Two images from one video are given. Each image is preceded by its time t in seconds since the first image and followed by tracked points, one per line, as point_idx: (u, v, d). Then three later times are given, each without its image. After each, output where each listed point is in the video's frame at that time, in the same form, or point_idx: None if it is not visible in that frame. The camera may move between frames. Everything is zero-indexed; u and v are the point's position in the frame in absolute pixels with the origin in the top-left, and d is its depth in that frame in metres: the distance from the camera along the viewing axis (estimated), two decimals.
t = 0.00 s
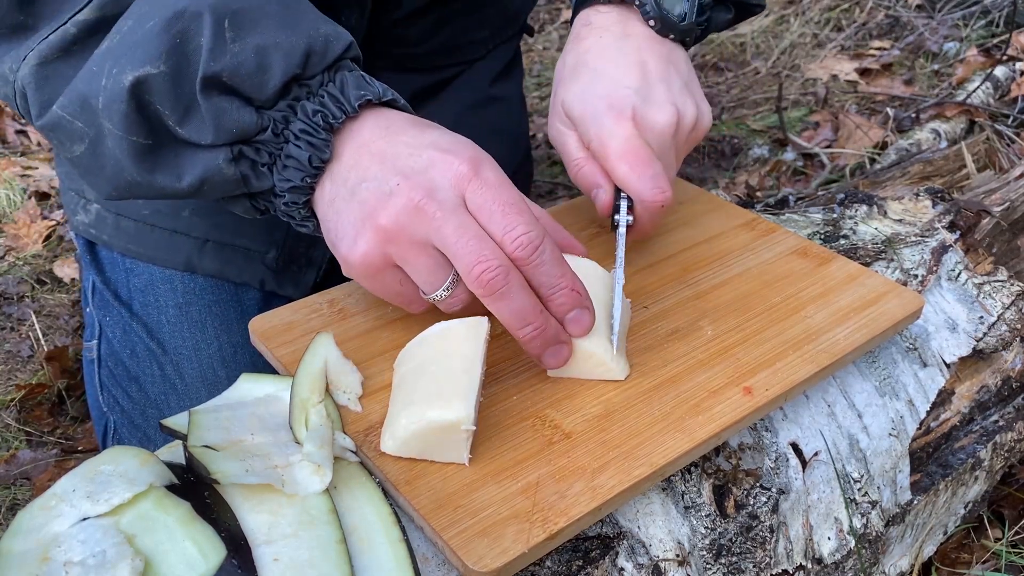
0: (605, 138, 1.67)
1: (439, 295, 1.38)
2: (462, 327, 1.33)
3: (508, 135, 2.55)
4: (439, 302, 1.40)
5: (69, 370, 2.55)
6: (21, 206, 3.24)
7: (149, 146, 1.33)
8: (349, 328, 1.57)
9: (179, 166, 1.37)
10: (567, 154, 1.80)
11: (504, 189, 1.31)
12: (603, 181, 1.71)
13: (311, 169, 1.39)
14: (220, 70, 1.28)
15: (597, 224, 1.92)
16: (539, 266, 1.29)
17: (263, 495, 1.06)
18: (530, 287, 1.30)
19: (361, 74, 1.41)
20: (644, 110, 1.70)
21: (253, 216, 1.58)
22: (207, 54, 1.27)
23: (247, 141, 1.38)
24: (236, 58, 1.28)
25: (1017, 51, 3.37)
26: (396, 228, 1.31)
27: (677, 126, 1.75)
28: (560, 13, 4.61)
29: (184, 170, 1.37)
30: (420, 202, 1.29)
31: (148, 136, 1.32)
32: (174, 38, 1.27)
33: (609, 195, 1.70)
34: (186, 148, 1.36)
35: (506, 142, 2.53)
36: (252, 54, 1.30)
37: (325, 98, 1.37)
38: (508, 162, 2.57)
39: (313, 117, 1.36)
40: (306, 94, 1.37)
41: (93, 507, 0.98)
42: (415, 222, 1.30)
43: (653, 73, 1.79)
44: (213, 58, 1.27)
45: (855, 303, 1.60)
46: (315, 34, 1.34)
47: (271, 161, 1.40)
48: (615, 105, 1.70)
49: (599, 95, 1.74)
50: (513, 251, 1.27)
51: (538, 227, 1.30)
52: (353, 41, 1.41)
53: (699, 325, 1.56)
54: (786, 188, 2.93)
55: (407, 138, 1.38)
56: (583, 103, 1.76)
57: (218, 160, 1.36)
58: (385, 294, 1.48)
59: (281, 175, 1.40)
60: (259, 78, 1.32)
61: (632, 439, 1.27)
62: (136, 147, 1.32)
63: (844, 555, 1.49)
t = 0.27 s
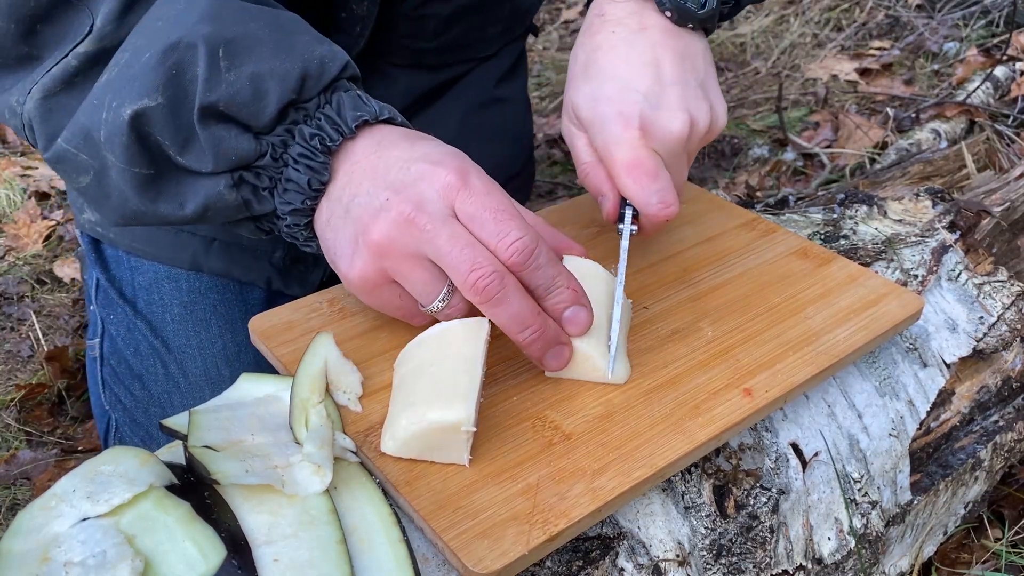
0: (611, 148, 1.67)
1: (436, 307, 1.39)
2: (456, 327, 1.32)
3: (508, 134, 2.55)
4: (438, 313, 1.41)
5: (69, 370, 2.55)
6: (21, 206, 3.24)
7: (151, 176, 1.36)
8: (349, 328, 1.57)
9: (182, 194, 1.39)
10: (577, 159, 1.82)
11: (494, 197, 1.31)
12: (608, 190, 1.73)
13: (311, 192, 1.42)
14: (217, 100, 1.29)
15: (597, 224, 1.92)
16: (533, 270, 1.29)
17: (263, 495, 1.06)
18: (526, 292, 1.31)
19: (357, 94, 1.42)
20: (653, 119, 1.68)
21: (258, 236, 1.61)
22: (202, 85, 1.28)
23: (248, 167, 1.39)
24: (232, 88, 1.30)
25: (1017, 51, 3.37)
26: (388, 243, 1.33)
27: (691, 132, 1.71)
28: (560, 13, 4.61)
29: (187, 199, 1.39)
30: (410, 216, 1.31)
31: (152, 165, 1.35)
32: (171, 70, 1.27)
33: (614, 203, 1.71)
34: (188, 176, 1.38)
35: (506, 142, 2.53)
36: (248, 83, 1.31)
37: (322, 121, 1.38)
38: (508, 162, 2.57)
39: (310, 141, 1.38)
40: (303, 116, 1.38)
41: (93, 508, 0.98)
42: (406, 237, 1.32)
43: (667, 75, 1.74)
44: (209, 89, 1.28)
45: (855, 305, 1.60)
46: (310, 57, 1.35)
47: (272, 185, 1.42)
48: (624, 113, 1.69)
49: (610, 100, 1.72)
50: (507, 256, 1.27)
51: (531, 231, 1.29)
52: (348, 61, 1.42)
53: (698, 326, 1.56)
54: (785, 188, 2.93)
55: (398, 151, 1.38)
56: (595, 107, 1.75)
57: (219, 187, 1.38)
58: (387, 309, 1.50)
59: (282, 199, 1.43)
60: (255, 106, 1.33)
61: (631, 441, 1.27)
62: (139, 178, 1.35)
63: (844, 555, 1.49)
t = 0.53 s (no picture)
0: (604, 191, 1.67)
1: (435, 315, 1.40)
2: (453, 332, 1.32)
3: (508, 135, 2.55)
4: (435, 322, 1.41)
5: (69, 370, 2.55)
6: (21, 206, 3.24)
7: (146, 194, 1.36)
8: (349, 329, 1.57)
9: (177, 211, 1.39)
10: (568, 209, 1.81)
11: (494, 201, 1.31)
12: (598, 234, 1.72)
13: (308, 208, 1.43)
14: (211, 117, 1.29)
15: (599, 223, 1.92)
16: (536, 269, 1.29)
17: (264, 495, 1.06)
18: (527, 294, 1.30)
19: (352, 108, 1.42)
20: (641, 164, 1.69)
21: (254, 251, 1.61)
22: (197, 102, 1.28)
23: (243, 183, 1.40)
24: (226, 104, 1.29)
25: (1017, 51, 3.37)
26: (386, 253, 1.33)
27: (676, 181, 1.73)
28: (560, 13, 4.61)
29: (182, 216, 1.39)
30: (410, 224, 1.30)
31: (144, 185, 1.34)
32: (163, 86, 1.27)
33: (605, 246, 1.70)
34: (184, 193, 1.38)
35: (506, 142, 2.53)
36: (242, 99, 1.30)
37: (318, 136, 1.39)
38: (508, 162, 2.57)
39: (306, 156, 1.39)
40: (297, 132, 1.38)
41: (94, 508, 0.98)
42: (405, 245, 1.31)
43: (653, 129, 1.79)
44: (204, 105, 1.28)
45: (855, 304, 1.59)
46: (304, 73, 1.35)
47: (268, 201, 1.43)
48: (613, 158, 1.70)
49: (600, 148, 1.74)
50: (512, 257, 1.27)
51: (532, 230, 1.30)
52: (342, 75, 1.42)
53: (698, 326, 1.56)
54: (786, 188, 2.93)
55: (393, 162, 1.39)
56: (584, 156, 1.76)
57: (215, 204, 1.38)
58: (388, 318, 1.50)
59: (279, 214, 1.44)
60: (250, 122, 1.32)
61: (632, 439, 1.27)
62: (134, 196, 1.35)
63: (844, 555, 1.49)
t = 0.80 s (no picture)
0: (618, 168, 1.68)
1: (428, 308, 1.38)
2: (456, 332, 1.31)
3: (508, 135, 2.55)
4: (427, 314, 1.40)
5: (69, 370, 2.55)
6: (21, 206, 3.24)
7: (164, 168, 1.38)
8: (350, 328, 1.57)
9: (195, 188, 1.41)
10: (577, 177, 1.82)
11: (506, 197, 1.32)
12: (608, 209, 1.73)
13: (322, 192, 1.44)
14: (236, 97, 1.32)
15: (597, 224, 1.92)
16: (542, 267, 1.30)
17: (263, 495, 1.06)
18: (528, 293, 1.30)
19: (375, 101, 1.46)
20: (658, 138, 1.71)
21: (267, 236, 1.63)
22: (223, 81, 1.31)
23: (260, 164, 1.42)
24: (252, 86, 1.33)
25: (1017, 51, 3.38)
26: (390, 238, 1.33)
27: (689, 156, 1.75)
28: (560, 13, 4.61)
29: (198, 193, 1.41)
30: (419, 212, 1.31)
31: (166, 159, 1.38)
32: (191, 64, 1.31)
33: (614, 222, 1.71)
34: (202, 171, 1.41)
35: (505, 142, 2.54)
36: (268, 82, 1.35)
37: (338, 123, 1.42)
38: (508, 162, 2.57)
39: (325, 142, 1.41)
40: (319, 118, 1.42)
41: (93, 508, 0.98)
42: (409, 233, 1.31)
43: (668, 101, 1.80)
44: (230, 85, 1.32)
45: (855, 304, 1.59)
46: (331, 61, 1.40)
47: (283, 184, 1.44)
48: (629, 132, 1.71)
49: (614, 121, 1.75)
50: (520, 252, 1.27)
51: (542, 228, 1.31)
52: (367, 69, 1.46)
53: (698, 325, 1.56)
54: (786, 188, 2.93)
55: (412, 155, 1.41)
56: (599, 128, 1.76)
57: (232, 182, 1.41)
58: (380, 308, 1.49)
59: (292, 198, 1.45)
60: (274, 104, 1.36)
61: (632, 439, 1.27)
62: (153, 169, 1.38)
63: (844, 555, 1.49)
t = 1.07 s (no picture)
0: (614, 155, 1.69)
1: (434, 312, 1.38)
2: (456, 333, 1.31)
3: (508, 135, 2.55)
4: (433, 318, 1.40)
5: (69, 370, 2.55)
6: (21, 206, 3.24)
7: (163, 184, 1.39)
8: (349, 329, 1.57)
9: (193, 203, 1.42)
10: (574, 167, 1.82)
11: (503, 197, 1.33)
12: (606, 197, 1.72)
13: (321, 204, 1.46)
14: (234, 111, 1.33)
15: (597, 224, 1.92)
16: (543, 267, 1.29)
17: (263, 495, 1.06)
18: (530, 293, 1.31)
19: (370, 110, 1.48)
20: (654, 129, 1.72)
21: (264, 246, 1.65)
22: (220, 95, 1.31)
23: (259, 177, 1.43)
24: (249, 99, 1.34)
25: (1017, 51, 3.37)
26: (392, 244, 1.34)
27: (684, 148, 1.77)
28: (560, 13, 4.61)
29: (197, 207, 1.42)
30: (419, 216, 1.32)
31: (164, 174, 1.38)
32: (187, 78, 1.31)
33: (612, 210, 1.71)
34: (200, 185, 1.41)
35: (506, 142, 2.54)
36: (265, 95, 1.35)
37: (336, 134, 1.44)
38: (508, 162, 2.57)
39: (323, 154, 1.43)
40: (316, 130, 1.44)
41: (94, 508, 0.98)
42: (410, 238, 1.32)
43: (664, 94, 1.82)
44: (227, 99, 1.32)
45: (855, 304, 1.59)
46: (327, 74, 1.41)
47: (282, 197, 1.46)
48: (625, 122, 1.72)
49: (611, 110, 1.76)
50: (519, 253, 1.27)
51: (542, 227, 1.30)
52: (362, 79, 1.48)
53: (698, 326, 1.56)
54: (785, 188, 2.93)
55: (410, 161, 1.42)
56: (596, 118, 1.77)
57: (231, 195, 1.42)
58: (385, 314, 1.50)
59: (292, 210, 1.47)
60: (272, 117, 1.37)
61: (632, 440, 1.27)
62: (151, 184, 1.38)
63: (844, 555, 1.49)
